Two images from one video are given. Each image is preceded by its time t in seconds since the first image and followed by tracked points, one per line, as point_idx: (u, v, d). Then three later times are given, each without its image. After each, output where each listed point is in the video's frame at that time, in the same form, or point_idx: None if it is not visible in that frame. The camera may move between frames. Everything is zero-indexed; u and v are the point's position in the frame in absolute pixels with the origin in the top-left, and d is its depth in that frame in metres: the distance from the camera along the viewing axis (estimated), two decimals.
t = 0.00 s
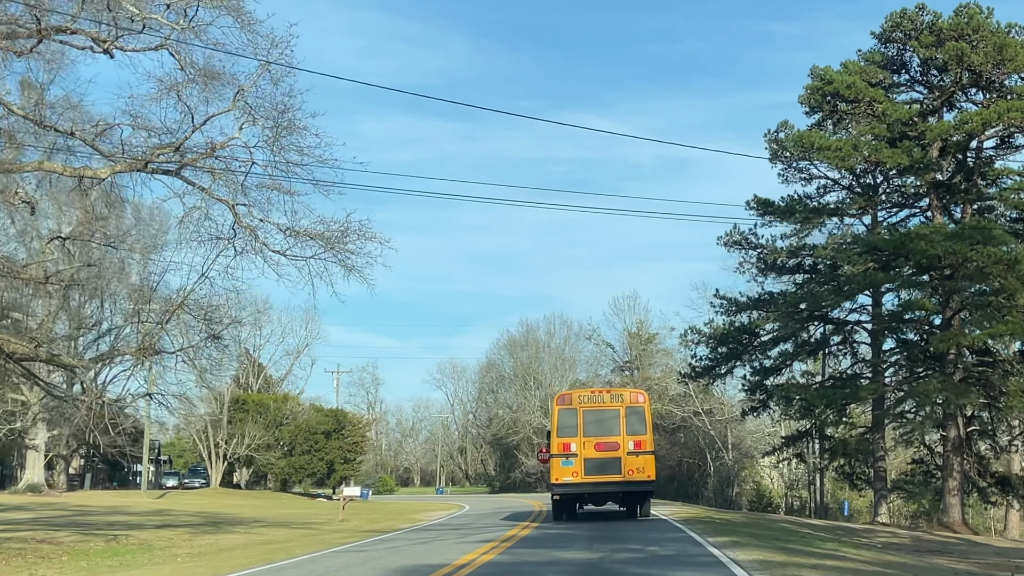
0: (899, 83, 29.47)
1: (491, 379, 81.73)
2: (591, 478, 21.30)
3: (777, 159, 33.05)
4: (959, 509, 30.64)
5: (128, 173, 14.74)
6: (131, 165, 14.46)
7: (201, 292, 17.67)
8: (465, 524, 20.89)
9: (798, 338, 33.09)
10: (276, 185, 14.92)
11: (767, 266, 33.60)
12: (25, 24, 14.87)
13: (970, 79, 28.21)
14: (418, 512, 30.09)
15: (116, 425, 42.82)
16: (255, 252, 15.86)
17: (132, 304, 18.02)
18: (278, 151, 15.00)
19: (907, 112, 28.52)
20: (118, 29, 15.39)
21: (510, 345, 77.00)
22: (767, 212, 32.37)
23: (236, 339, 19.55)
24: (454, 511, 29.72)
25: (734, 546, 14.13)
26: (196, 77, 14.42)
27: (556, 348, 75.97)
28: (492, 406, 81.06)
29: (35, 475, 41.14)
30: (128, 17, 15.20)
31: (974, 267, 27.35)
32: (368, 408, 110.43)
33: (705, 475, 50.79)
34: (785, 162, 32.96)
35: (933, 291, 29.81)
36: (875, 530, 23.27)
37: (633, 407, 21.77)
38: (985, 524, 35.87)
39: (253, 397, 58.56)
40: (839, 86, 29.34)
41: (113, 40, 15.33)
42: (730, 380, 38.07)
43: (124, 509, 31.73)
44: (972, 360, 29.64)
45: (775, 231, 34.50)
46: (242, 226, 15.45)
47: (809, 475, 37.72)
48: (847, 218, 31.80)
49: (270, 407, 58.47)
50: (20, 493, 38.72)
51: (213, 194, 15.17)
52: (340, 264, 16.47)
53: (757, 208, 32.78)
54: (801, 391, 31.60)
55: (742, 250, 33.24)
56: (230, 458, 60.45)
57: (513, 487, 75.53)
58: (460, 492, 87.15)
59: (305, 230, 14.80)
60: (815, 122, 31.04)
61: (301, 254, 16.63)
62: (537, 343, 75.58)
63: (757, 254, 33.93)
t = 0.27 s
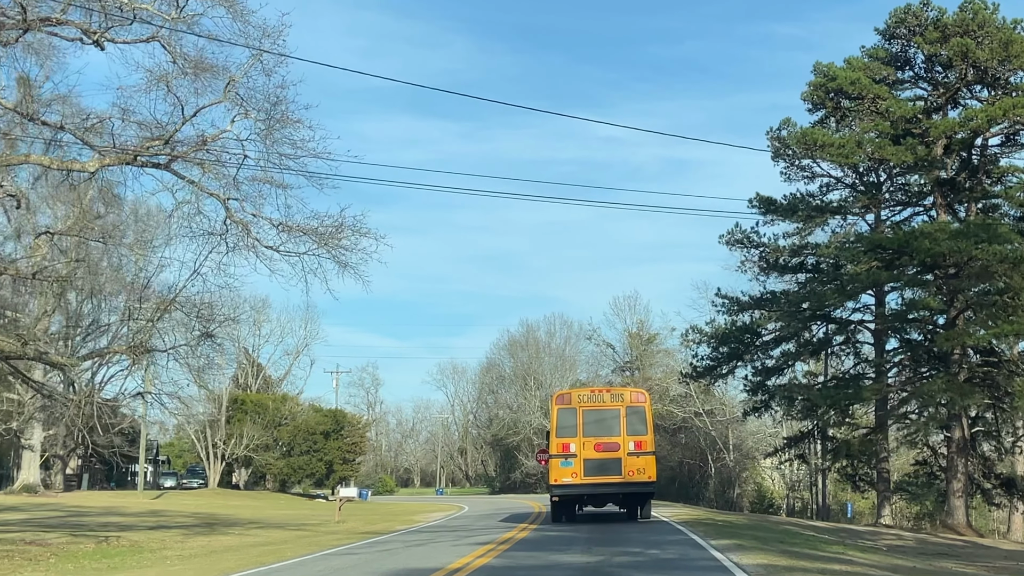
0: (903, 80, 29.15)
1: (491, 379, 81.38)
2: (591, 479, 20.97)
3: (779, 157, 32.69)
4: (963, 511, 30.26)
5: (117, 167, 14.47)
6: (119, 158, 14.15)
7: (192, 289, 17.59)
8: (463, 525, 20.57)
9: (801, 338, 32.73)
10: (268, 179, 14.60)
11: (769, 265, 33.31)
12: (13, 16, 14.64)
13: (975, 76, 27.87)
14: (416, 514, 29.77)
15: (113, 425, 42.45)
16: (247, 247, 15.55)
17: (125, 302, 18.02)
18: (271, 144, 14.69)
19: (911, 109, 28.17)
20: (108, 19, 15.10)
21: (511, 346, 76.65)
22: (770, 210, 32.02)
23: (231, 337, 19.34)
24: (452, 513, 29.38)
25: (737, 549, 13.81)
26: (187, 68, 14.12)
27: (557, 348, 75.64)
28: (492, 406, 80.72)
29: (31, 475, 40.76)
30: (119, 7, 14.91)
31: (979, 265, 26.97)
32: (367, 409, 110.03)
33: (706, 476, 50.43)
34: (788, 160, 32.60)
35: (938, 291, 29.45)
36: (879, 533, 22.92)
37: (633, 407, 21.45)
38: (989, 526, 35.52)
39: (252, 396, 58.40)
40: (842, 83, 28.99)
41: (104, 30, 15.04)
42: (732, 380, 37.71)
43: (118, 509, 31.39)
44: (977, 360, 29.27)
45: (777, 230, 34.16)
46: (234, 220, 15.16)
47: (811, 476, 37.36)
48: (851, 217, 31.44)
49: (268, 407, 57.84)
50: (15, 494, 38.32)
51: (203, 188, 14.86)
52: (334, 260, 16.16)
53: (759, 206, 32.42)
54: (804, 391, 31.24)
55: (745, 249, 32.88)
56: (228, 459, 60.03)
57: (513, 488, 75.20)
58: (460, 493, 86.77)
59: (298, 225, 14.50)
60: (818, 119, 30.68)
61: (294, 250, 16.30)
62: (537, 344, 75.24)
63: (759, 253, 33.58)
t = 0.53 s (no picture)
0: (907, 77, 28.88)
1: (491, 379, 81.07)
2: (590, 480, 20.66)
3: (781, 155, 32.37)
4: (968, 512, 29.92)
5: (104, 161, 14.22)
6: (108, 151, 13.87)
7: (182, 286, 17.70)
8: (460, 527, 20.25)
9: (802, 337, 32.44)
10: (260, 173, 14.29)
11: (770, 264, 33.07)
12: None
13: (979, 73, 27.58)
14: (414, 514, 29.54)
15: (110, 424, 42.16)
16: (239, 243, 15.29)
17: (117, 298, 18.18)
18: (263, 137, 14.41)
19: (914, 107, 27.90)
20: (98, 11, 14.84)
21: (511, 346, 76.34)
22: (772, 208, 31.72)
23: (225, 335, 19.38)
24: (450, 514, 29.16)
25: (740, 552, 13.49)
26: (178, 59, 13.78)
27: (557, 349, 75.36)
28: (492, 407, 80.41)
29: (26, 475, 40.53)
30: None
31: (984, 265, 26.61)
32: (367, 409, 109.75)
33: (706, 476, 50.10)
34: (790, 158, 32.31)
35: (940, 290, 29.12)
36: (883, 535, 22.60)
37: (633, 407, 21.15)
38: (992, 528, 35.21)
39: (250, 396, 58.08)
40: (845, 79, 28.70)
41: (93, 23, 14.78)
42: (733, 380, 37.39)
43: (113, 510, 31.08)
44: (981, 360, 28.95)
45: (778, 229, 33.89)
46: (226, 215, 14.91)
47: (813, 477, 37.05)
48: (853, 215, 31.13)
49: (267, 408, 57.74)
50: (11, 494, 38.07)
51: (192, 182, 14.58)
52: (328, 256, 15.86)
53: (761, 204, 32.13)
54: (806, 391, 30.92)
55: (746, 248, 32.59)
56: (226, 459, 59.74)
57: (513, 489, 74.90)
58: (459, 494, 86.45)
59: (290, 220, 14.22)
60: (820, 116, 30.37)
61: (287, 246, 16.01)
62: (537, 344, 74.95)
63: (761, 252, 33.30)
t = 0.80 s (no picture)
0: (910, 74, 28.64)
1: (491, 379, 80.81)
2: (589, 481, 20.40)
3: (783, 153, 32.10)
4: (971, 514, 29.64)
5: (95, 155, 13.99)
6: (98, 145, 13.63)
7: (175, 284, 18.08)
8: (458, 528, 19.97)
9: (804, 337, 32.20)
10: (253, 167, 14.03)
11: (771, 263, 32.67)
12: None
13: (983, 70, 27.30)
14: (412, 515, 29.33)
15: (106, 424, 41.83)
16: (232, 239, 15.06)
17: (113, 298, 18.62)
18: (257, 131, 14.18)
19: (918, 104, 27.61)
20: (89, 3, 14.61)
21: (511, 346, 76.08)
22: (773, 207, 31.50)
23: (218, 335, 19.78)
24: (448, 514, 28.96)
25: (742, 555, 13.24)
26: (169, 52, 13.50)
27: (557, 349, 75.13)
28: (491, 407, 80.17)
29: (23, 475, 40.27)
30: None
31: (988, 264, 26.32)
32: (366, 409, 109.50)
33: (706, 477, 49.84)
34: (791, 157, 32.05)
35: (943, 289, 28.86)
36: (887, 537, 22.35)
37: (633, 406, 20.90)
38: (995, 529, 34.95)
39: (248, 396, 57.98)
40: (848, 76, 28.45)
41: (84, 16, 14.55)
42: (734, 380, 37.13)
43: (109, 509, 30.88)
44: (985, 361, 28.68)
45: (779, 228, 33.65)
46: (218, 211, 14.68)
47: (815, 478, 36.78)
48: (855, 214, 30.88)
49: (265, 408, 57.54)
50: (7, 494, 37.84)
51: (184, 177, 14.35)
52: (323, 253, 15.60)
53: (762, 203, 31.88)
54: (807, 392, 30.65)
55: (747, 247, 32.33)
56: (224, 459, 59.39)
57: (513, 489, 74.68)
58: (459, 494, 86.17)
59: (284, 216, 13.96)
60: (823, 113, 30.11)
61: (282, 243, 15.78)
62: (537, 344, 74.70)
63: (762, 251, 33.03)
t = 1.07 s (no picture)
0: (912, 72, 28.43)
1: (490, 380, 80.56)
2: (588, 482, 20.19)
3: (784, 152, 31.87)
4: (974, 515, 29.39)
5: (86, 151, 13.75)
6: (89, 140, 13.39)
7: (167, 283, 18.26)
8: (455, 529, 19.74)
9: (805, 337, 32.00)
10: (246, 162, 13.83)
11: (773, 262, 32.43)
12: None
13: (986, 67, 27.05)
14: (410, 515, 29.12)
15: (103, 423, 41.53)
16: (224, 235, 14.91)
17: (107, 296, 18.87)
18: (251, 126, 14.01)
19: (920, 102, 27.36)
20: None
21: (511, 346, 75.84)
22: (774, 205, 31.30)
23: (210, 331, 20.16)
24: (446, 515, 28.75)
25: (743, 557, 13.00)
26: (161, 46, 13.30)
27: (557, 349, 74.92)
28: (491, 407, 79.94)
29: (19, 475, 39.99)
30: None
31: (991, 263, 26.06)
32: (366, 410, 109.23)
33: (707, 478, 49.61)
34: (792, 155, 31.84)
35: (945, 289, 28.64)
36: (889, 539, 22.11)
37: (633, 406, 20.68)
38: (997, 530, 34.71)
39: (246, 395, 57.67)
40: (850, 74, 28.24)
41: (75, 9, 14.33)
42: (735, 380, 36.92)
43: (105, 510, 30.66)
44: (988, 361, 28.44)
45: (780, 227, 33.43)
46: (211, 207, 14.52)
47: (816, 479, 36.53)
48: (857, 213, 30.67)
49: (264, 408, 57.33)
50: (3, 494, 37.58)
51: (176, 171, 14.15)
52: (318, 250, 15.43)
53: (763, 202, 31.66)
54: (809, 392, 30.41)
55: (748, 245, 32.08)
56: (222, 459, 59.06)
57: (513, 489, 74.45)
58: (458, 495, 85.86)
59: (278, 212, 13.77)
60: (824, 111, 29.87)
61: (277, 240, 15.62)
62: (537, 344, 74.48)
63: (763, 250, 32.79)
